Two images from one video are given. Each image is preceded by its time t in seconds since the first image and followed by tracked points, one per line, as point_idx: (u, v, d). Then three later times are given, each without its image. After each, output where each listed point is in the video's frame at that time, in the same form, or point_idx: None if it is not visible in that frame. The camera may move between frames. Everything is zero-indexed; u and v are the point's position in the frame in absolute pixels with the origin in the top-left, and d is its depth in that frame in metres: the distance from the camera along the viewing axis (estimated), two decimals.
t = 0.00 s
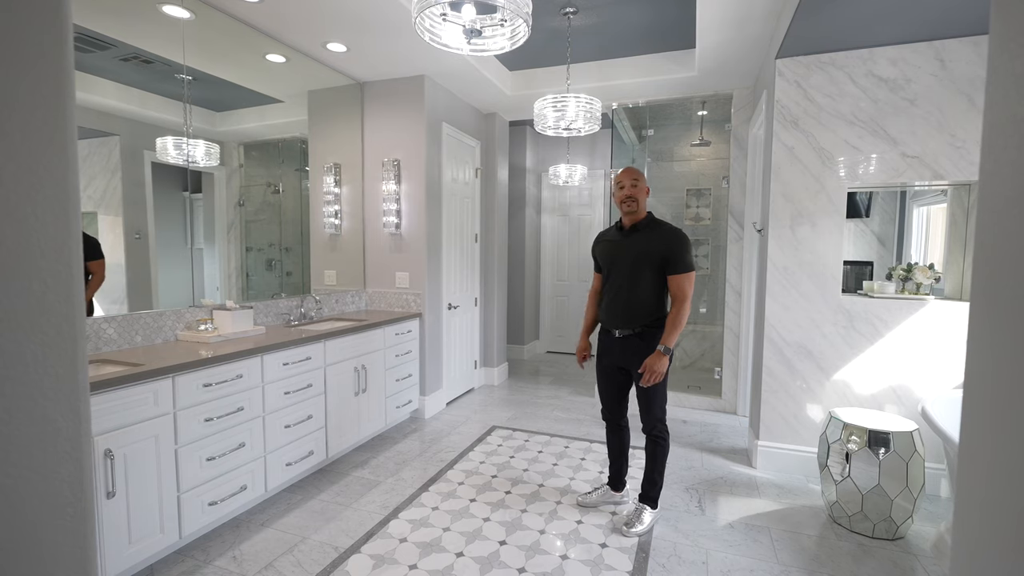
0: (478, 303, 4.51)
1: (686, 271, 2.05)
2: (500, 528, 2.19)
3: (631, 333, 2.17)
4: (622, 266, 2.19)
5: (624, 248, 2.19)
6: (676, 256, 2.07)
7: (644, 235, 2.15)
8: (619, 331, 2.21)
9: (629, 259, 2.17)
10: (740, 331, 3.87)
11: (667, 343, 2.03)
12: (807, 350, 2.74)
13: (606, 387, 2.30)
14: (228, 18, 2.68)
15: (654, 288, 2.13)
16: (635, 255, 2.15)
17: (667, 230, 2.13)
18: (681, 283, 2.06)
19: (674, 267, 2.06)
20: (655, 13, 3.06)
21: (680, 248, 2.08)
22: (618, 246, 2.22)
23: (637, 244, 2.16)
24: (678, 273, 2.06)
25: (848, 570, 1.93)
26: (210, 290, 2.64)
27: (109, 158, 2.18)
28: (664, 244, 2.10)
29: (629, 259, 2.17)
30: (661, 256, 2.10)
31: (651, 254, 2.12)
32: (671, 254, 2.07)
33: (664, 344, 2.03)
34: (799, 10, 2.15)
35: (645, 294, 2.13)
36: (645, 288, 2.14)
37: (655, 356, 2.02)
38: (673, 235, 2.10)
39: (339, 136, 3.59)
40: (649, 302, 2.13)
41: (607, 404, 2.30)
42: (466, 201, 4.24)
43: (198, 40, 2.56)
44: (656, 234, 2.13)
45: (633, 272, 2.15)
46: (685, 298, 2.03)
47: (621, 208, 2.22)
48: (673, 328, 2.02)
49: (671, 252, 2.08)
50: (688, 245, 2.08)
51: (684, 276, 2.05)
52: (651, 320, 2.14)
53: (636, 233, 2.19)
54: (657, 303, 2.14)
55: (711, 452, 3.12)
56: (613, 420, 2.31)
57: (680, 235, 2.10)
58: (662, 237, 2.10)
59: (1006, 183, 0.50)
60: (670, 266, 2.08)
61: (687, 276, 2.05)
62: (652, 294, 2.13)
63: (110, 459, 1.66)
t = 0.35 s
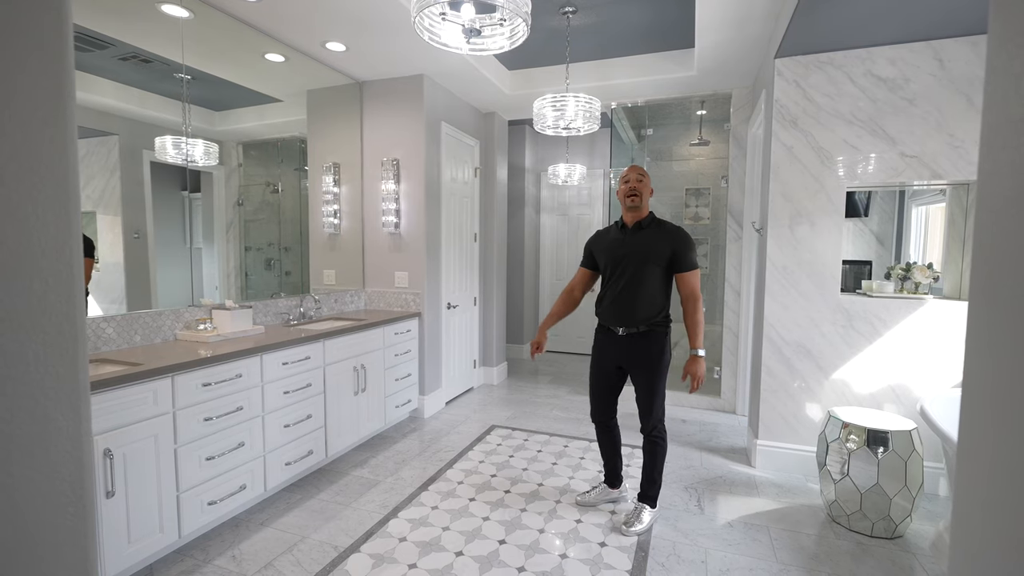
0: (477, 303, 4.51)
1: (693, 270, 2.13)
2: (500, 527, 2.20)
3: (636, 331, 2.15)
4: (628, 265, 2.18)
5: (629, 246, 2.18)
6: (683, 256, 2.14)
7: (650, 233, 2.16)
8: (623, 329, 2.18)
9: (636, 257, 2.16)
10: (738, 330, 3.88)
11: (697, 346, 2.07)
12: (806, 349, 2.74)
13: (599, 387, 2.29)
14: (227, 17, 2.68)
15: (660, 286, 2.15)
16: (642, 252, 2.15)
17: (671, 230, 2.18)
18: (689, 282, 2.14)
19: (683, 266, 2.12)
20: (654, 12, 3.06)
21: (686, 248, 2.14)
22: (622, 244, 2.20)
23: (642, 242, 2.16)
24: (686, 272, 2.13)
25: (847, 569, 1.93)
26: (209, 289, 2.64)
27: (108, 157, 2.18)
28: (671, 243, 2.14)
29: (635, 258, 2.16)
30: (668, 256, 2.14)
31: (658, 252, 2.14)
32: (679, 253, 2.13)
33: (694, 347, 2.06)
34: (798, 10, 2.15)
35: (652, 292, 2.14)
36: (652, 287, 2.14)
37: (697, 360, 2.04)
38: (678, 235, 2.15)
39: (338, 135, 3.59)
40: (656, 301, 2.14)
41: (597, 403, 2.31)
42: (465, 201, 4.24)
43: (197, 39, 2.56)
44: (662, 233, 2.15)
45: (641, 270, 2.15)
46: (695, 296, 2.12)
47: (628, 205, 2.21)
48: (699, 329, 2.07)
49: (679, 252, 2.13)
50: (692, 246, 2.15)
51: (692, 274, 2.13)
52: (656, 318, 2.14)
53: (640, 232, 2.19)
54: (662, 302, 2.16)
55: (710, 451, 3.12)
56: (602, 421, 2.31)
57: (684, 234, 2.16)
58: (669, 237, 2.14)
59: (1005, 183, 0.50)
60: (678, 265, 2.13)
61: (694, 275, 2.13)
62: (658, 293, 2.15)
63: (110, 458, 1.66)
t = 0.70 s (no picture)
0: (477, 302, 4.51)
1: (679, 273, 2.07)
2: (499, 527, 2.20)
3: (624, 331, 2.16)
4: (615, 266, 2.18)
5: (617, 247, 2.19)
6: (671, 257, 2.08)
7: (637, 235, 2.15)
8: (610, 328, 2.20)
9: (623, 258, 2.16)
10: (738, 330, 3.88)
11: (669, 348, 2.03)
12: (805, 349, 2.74)
13: (587, 384, 2.30)
14: (226, 16, 2.68)
15: (647, 288, 2.13)
16: (628, 254, 2.15)
17: (661, 231, 2.14)
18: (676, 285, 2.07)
19: (668, 268, 2.07)
20: (654, 12, 3.06)
21: (674, 249, 2.09)
22: (611, 246, 2.21)
23: (630, 244, 2.15)
24: (672, 274, 2.07)
25: (846, 568, 1.94)
26: (209, 289, 2.64)
27: (107, 157, 2.18)
28: (658, 245, 2.10)
29: (622, 260, 2.16)
30: (656, 257, 2.11)
31: (645, 254, 2.12)
32: (665, 255, 2.09)
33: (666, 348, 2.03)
34: (797, 10, 2.16)
35: (638, 294, 2.13)
36: (637, 288, 2.14)
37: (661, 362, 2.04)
38: (667, 236, 2.11)
39: (337, 135, 3.58)
40: (641, 303, 2.13)
41: (575, 398, 2.32)
42: (465, 200, 4.24)
43: (196, 37, 2.55)
44: (649, 234, 2.13)
45: (627, 271, 2.15)
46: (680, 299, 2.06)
47: (611, 209, 2.19)
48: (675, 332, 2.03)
49: (665, 253, 2.08)
50: (682, 247, 2.10)
51: (679, 277, 2.07)
52: (642, 319, 2.14)
53: (628, 233, 2.18)
54: (649, 303, 2.14)
55: (709, 450, 3.12)
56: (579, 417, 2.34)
57: (673, 236, 2.10)
58: (657, 238, 2.11)
59: (1005, 184, 0.50)
60: (664, 267, 2.08)
61: (681, 277, 2.06)
62: (643, 295, 2.13)
63: (109, 458, 1.66)
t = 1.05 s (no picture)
0: (476, 302, 4.51)
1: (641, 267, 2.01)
2: (498, 527, 2.19)
3: (594, 328, 2.16)
4: (585, 264, 2.19)
5: (587, 246, 2.19)
6: (634, 253, 2.04)
7: (605, 235, 2.14)
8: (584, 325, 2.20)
9: (591, 256, 2.16)
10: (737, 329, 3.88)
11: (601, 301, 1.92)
12: (804, 348, 2.74)
13: (576, 380, 2.32)
14: (225, 15, 2.67)
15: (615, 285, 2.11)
16: (595, 254, 2.14)
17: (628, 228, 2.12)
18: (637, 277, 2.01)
19: (627, 262, 2.03)
20: (652, 12, 3.06)
21: (638, 244, 2.05)
22: (582, 246, 2.22)
23: (597, 245, 2.15)
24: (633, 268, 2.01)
25: (844, 568, 1.94)
26: (207, 288, 2.63)
27: (104, 156, 2.17)
28: (623, 242, 2.07)
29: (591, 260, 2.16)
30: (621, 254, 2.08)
31: (611, 252, 2.10)
32: (629, 252, 2.05)
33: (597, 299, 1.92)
34: (796, 10, 2.16)
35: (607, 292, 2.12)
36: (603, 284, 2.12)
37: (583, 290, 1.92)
38: (634, 232, 2.09)
39: (336, 134, 3.58)
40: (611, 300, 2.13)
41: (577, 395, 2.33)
42: (464, 199, 4.23)
43: (195, 36, 2.55)
44: (616, 231, 2.12)
45: (594, 268, 2.14)
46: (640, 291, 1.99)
47: (579, 209, 2.20)
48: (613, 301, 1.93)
49: (629, 249, 2.05)
50: (646, 242, 2.05)
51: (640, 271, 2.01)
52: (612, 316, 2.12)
53: (599, 232, 2.18)
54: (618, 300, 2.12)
55: (708, 450, 3.13)
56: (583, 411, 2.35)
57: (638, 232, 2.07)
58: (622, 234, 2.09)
59: (1004, 184, 0.50)
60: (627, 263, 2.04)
61: (638, 270, 2.00)
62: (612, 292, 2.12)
63: (107, 458, 1.66)
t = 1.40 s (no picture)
0: (475, 302, 4.51)
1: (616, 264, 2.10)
2: (497, 526, 2.19)
3: (569, 326, 2.20)
4: (563, 263, 2.28)
5: (564, 246, 2.28)
6: (609, 250, 2.13)
7: (582, 233, 2.22)
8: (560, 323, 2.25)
9: (567, 255, 2.25)
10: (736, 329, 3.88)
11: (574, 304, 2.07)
12: (803, 348, 2.74)
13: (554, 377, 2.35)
14: (224, 15, 2.67)
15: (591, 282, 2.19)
16: (573, 252, 2.22)
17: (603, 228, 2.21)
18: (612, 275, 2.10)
19: (603, 258, 2.12)
20: (651, 11, 3.06)
21: (610, 243, 2.14)
22: (561, 245, 2.31)
23: (574, 243, 2.23)
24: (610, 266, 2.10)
25: (843, 567, 1.94)
26: (206, 288, 2.63)
27: (102, 155, 2.16)
28: (599, 240, 2.16)
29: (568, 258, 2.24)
30: (596, 252, 2.16)
31: (587, 250, 2.18)
32: (605, 249, 2.13)
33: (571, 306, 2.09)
34: (795, 10, 2.16)
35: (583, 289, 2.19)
36: (583, 282, 2.21)
37: (552, 302, 2.13)
38: (606, 232, 2.17)
39: (335, 134, 3.57)
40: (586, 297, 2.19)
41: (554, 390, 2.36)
42: (463, 199, 4.23)
43: (194, 36, 2.54)
44: (590, 231, 2.20)
45: (570, 267, 2.23)
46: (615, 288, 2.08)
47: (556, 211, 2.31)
48: (587, 300, 2.05)
49: (602, 247, 2.14)
50: (618, 241, 2.14)
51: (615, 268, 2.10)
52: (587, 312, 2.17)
53: (574, 232, 2.27)
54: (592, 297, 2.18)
55: (707, 449, 3.13)
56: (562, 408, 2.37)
57: (613, 231, 2.16)
58: (594, 233, 2.18)
59: (1002, 184, 0.50)
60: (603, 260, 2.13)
61: (615, 266, 2.10)
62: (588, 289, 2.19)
63: (107, 457, 1.66)
